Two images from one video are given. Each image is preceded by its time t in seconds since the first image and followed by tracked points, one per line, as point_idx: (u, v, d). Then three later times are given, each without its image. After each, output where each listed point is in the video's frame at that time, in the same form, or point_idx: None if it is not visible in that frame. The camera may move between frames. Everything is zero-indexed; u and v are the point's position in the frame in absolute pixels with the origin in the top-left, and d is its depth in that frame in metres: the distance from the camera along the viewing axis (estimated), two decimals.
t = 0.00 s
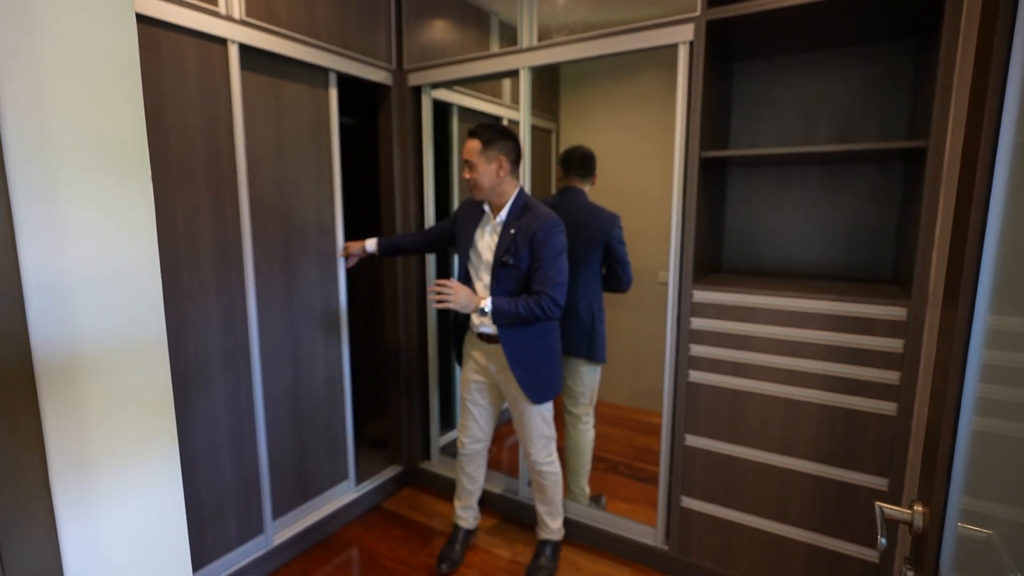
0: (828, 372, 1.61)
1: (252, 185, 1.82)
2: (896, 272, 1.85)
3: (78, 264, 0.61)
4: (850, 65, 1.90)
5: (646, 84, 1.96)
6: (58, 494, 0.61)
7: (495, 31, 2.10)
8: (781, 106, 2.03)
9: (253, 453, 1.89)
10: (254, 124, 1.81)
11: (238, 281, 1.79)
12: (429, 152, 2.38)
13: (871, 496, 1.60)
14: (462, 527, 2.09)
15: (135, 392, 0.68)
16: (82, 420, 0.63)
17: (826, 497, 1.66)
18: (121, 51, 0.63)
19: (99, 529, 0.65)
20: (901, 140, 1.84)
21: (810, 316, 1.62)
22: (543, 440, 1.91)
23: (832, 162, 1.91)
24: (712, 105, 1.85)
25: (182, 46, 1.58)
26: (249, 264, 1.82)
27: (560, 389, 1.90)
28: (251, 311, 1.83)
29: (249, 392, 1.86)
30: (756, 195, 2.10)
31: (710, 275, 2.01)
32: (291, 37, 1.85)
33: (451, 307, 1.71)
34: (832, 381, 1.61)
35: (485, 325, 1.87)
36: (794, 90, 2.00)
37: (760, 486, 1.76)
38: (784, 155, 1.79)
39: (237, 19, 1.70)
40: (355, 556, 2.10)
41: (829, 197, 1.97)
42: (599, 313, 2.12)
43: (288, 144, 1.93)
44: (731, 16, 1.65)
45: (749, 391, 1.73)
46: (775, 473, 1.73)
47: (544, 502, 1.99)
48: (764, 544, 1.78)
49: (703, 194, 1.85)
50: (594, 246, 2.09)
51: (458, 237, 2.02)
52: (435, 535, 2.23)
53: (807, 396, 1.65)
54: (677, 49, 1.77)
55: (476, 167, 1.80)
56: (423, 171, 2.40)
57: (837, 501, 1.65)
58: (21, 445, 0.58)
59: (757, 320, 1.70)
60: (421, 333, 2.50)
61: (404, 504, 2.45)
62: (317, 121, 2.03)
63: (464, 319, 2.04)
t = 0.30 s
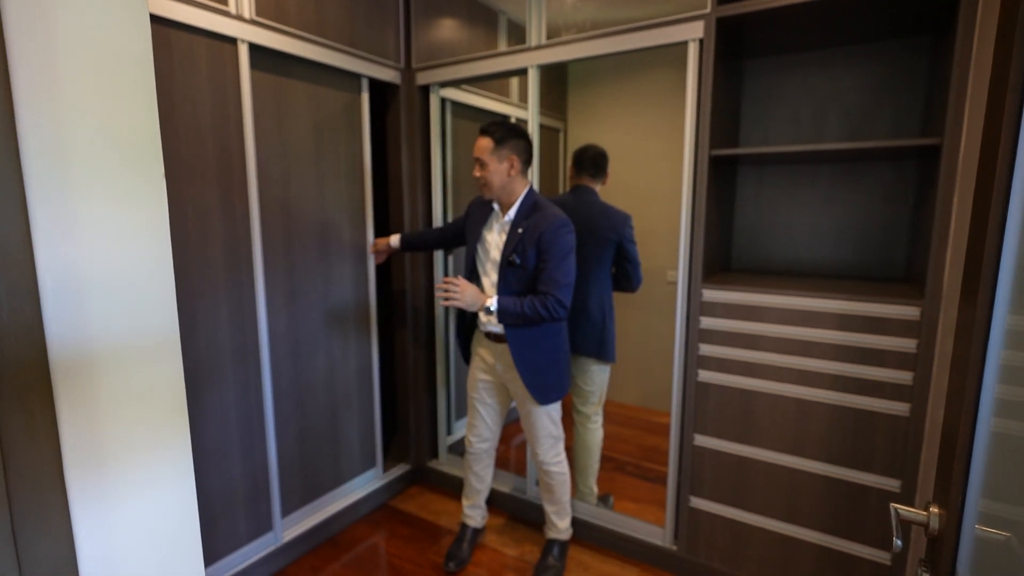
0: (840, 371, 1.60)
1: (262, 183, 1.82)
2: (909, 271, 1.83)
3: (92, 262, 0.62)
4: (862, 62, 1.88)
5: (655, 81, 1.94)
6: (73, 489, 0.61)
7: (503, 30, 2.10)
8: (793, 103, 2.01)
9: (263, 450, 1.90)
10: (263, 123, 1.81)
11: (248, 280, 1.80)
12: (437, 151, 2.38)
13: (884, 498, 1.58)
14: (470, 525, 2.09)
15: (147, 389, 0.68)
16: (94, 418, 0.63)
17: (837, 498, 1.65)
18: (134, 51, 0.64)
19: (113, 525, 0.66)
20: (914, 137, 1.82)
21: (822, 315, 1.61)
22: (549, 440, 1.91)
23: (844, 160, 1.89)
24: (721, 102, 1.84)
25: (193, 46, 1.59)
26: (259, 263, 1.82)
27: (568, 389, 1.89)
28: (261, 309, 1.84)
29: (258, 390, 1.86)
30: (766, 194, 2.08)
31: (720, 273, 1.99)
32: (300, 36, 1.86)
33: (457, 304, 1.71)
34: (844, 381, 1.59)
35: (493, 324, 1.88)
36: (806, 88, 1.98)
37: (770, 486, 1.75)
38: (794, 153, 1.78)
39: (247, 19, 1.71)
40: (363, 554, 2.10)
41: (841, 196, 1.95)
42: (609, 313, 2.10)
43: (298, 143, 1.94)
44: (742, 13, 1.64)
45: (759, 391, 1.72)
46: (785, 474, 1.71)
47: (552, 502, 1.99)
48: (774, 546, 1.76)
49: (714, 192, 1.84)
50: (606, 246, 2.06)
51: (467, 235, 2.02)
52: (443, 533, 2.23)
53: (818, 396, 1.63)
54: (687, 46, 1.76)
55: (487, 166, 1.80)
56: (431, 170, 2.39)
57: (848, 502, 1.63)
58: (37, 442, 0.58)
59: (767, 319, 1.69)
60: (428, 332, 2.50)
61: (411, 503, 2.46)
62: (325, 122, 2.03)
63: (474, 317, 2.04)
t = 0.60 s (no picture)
0: (849, 372, 1.59)
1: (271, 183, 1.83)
2: (920, 270, 1.82)
3: (110, 262, 0.63)
4: (872, 60, 1.87)
5: (663, 80, 1.94)
6: (92, 486, 0.62)
7: (510, 29, 2.10)
8: (801, 101, 2.00)
9: (272, 448, 1.91)
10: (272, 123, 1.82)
11: (257, 279, 1.81)
12: (444, 151, 2.39)
13: (894, 498, 1.57)
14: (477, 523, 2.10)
15: (164, 387, 0.69)
16: (112, 416, 0.64)
17: (847, 499, 1.64)
18: (150, 53, 0.64)
19: (133, 520, 0.67)
20: (924, 136, 1.81)
21: (831, 315, 1.60)
22: (552, 440, 1.91)
23: (854, 159, 1.88)
24: (730, 101, 1.83)
25: (204, 47, 1.60)
26: (268, 262, 1.84)
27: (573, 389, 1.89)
28: (270, 308, 1.85)
29: (267, 388, 1.88)
30: (775, 193, 2.07)
31: (728, 273, 1.99)
32: (309, 36, 1.87)
33: (462, 305, 1.73)
34: (854, 381, 1.59)
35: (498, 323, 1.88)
36: (815, 86, 1.97)
37: (778, 486, 1.74)
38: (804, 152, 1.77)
39: (256, 19, 1.72)
40: (371, 552, 2.11)
41: (850, 195, 1.94)
42: (616, 312, 2.11)
43: (306, 143, 1.95)
44: (751, 11, 1.63)
45: (768, 391, 1.71)
46: (794, 474, 1.71)
47: (558, 501, 1.99)
48: (782, 546, 1.75)
49: (722, 192, 1.83)
50: (614, 245, 2.06)
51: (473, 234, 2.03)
52: (449, 532, 2.23)
53: (828, 396, 1.63)
54: (695, 45, 1.75)
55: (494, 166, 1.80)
56: (439, 169, 2.40)
57: (857, 502, 1.63)
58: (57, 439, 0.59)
59: (776, 319, 1.68)
60: (435, 331, 2.51)
61: (418, 501, 2.47)
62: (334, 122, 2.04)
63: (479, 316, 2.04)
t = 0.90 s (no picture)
0: (859, 371, 1.58)
1: (279, 182, 1.84)
2: (930, 270, 1.80)
3: (126, 261, 0.63)
4: (882, 58, 1.85)
5: (670, 79, 1.93)
6: (109, 482, 0.63)
7: (517, 28, 2.10)
8: (810, 100, 1.99)
9: (280, 446, 1.92)
10: (280, 123, 1.83)
11: (265, 277, 1.81)
12: (451, 150, 2.39)
13: (903, 499, 1.56)
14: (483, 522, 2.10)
15: (180, 385, 0.69)
16: (128, 413, 0.64)
17: (856, 499, 1.63)
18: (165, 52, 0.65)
19: (148, 517, 0.67)
20: (935, 134, 1.79)
21: (841, 315, 1.59)
22: (559, 439, 1.91)
23: (863, 157, 1.87)
24: (738, 100, 1.83)
25: (213, 47, 1.61)
26: (276, 261, 1.84)
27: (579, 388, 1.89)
28: (278, 307, 1.86)
29: (276, 386, 1.89)
30: (783, 192, 2.06)
31: (736, 272, 1.98)
32: (317, 36, 1.87)
33: (470, 307, 1.72)
34: (864, 381, 1.58)
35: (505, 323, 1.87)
36: (824, 84, 1.96)
37: (787, 486, 1.73)
38: (813, 150, 1.76)
39: (265, 19, 1.72)
40: (378, 551, 2.12)
41: (859, 194, 1.93)
42: (621, 312, 2.10)
43: (313, 142, 1.95)
44: (760, 9, 1.62)
45: (776, 391, 1.71)
46: (802, 474, 1.70)
47: (565, 500, 1.99)
48: (791, 546, 1.75)
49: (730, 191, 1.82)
50: (620, 245, 2.06)
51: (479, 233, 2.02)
52: (456, 531, 2.24)
53: (837, 396, 1.62)
54: (703, 43, 1.75)
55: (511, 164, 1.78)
56: (445, 169, 2.41)
57: (867, 502, 1.62)
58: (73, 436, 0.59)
59: (785, 319, 1.67)
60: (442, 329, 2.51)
61: (425, 500, 2.47)
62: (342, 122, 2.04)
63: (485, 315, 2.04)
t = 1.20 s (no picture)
0: (869, 371, 1.57)
1: (285, 181, 1.84)
2: (939, 268, 1.79)
3: (140, 258, 0.63)
4: (891, 55, 1.84)
5: (678, 76, 1.92)
6: (121, 479, 0.63)
7: (523, 26, 2.09)
8: (819, 97, 1.97)
9: (287, 444, 1.92)
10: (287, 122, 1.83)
11: (272, 276, 1.82)
12: (457, 149, 2.39)
13: (913, 499, 1.55)
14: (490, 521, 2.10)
15: (192, 382, 0.70)
16: (140, 410, 0.64)
17: (865, 499, 1.62)
18: (176, 50, 0.64)
19: (160, 513, 0.67)
20: (945, 131, 1.78)
21: (851, 314, 1.58)
22: (572, 437, 1.91)
23: (873, 155, 1.85)
24: (746, 97, 1.81)
25: (220, 46, 1.61)
26: (282, 259, 1.84)
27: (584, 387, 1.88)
28: (286, 306, 1.86)
29: (283, 384, 1.89)
30: (791, 190, 2.05)
31: (743, 270, 1.97)
32: (323, 35, 1.87)
33: (484, 309, 1.71)
34: (874, 380, 1.57)
35: (513, 322, 1.86)
36: (833, 82, 1.94)
37: (796, 486, 1.72)
38: (821, 148, 1.74)
39: (271, 18, 1.72)
40: (384, 550, 2.11)
41: (868, 191, 1.91)
42: (622, 311, 2.10)
43: (320, 140, 1.95)
44: (768, 6, 1.61)
45: (785, 390, 1.70)
46: (810, 474, 1.69)
47: (572, 498, 1.98)
48: (799, 546, 1.74)
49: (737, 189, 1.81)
50: (623, 242, 2.05)
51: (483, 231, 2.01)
52: (462, 530, 2.24)
53: (846, 395, 1.61)
54: (711, 41, 1.74)
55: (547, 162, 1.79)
56: (451, 168, 2.40)
57: (875, 502, 1.61)
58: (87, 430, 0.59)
59: (794, 318, 1.66)
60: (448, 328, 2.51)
61: (431, 499, 2.47)
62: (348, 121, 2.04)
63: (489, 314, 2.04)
